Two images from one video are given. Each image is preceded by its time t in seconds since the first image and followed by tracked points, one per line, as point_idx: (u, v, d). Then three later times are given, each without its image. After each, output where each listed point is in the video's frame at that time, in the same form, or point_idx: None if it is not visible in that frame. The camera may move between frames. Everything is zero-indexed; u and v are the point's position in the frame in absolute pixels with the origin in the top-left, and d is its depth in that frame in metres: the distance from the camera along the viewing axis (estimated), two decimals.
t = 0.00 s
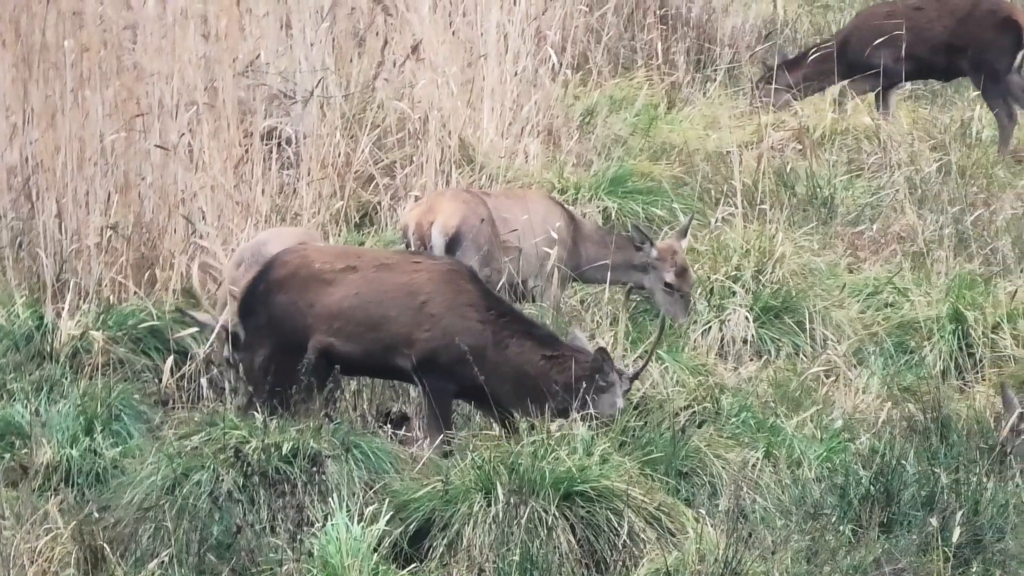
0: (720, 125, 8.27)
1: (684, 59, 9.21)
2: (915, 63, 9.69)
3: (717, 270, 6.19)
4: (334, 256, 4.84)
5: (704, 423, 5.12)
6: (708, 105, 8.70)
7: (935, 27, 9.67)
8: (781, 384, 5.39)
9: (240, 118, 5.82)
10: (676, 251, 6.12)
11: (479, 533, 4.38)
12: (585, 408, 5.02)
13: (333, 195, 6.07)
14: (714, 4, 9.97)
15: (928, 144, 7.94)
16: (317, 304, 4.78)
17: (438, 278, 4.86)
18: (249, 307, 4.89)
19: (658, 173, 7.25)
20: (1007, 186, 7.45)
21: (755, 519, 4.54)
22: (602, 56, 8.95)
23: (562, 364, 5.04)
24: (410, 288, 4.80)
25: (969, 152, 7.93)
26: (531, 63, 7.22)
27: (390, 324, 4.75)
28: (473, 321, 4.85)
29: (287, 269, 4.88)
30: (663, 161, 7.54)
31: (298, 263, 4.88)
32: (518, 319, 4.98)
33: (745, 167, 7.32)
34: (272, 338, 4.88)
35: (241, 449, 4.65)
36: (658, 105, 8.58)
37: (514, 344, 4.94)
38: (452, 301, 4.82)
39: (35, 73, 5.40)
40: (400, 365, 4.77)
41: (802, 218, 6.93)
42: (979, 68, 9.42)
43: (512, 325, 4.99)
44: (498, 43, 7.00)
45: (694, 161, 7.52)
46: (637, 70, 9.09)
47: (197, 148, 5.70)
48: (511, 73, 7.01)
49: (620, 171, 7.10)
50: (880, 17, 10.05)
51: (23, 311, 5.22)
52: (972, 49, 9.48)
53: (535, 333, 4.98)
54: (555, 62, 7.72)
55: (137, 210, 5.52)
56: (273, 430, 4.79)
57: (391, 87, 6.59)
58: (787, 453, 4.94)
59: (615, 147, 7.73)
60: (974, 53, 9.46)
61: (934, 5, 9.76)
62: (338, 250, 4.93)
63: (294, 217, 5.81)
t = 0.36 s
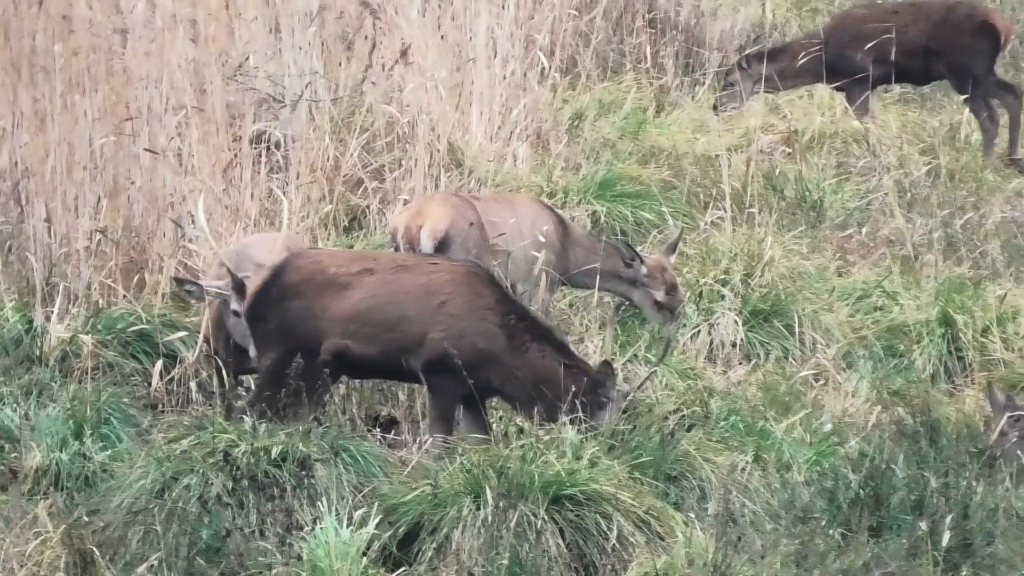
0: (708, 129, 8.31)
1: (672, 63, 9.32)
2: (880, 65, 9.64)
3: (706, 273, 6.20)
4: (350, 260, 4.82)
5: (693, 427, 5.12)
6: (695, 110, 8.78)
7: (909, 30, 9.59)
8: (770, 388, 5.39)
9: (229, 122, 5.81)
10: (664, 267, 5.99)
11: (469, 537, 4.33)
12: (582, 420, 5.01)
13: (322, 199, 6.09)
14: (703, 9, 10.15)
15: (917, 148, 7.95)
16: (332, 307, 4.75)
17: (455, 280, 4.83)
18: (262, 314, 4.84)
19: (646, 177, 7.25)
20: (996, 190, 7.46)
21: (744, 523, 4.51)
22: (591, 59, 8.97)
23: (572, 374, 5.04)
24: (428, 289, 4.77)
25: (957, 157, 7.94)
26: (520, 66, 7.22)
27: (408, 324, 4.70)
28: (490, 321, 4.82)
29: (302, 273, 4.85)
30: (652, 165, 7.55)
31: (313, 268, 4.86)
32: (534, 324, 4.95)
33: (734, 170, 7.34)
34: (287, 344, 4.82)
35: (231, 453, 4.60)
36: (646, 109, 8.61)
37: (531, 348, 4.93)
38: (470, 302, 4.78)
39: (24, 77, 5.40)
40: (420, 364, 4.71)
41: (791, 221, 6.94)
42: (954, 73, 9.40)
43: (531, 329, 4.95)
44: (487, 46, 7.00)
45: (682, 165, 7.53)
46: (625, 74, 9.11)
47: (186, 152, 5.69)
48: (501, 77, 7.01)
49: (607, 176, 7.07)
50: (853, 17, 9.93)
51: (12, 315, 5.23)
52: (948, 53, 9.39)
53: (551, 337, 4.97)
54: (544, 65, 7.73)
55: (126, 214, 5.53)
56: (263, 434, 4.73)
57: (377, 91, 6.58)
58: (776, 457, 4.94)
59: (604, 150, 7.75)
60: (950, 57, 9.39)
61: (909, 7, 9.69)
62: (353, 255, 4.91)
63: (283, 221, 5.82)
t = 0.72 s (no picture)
0: (703, 135, 8.33)
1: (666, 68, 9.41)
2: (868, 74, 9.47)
3: (701, 279, 6.21)
4: (363, 262, 4.77)
5: (687, 433, 5.11)
6: (690, 115, 8.82)
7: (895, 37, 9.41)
8: (764, 394, 5.38)
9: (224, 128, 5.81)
10: (657, 251, 6.20)
11: (463, 543, 4.31)
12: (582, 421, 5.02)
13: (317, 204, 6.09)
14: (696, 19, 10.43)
15: (912, 154, 7.96)
16: (347, 309, 4.70)
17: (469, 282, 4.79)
18: (275, 317, 4.79)
19: (641, 183, 7.27)
20: (992, 195, 7.45)
21: (739, 529, 4.48)
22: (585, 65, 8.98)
23: (584, 374, 5.02)
24: (443, 291, 4.71)
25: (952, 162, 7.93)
26: (514, 72, 7.23)
27: (424, 326, 4.66)
28: (504, 324, 4.78)
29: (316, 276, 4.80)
30: (646, 171, 7.56)
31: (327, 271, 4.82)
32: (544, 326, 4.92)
33: (728, 176, 7.35)
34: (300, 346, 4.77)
35: (225, 458, 4.60)
36: (641, 114, 8.62)
37: (543, 349, 4.92)
38: (485, 304, 4.74)
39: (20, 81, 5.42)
40: (435, 366, 4.66)
41: (786, 226, 6.94)
42: (939, 80, 9.30)
43: (541, 331, 4.94)
44: (482, 52, 7.01)
45: (677, 170, 7.54)
46: (620, 80, 9.13)
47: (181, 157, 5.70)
48: (495, 83, 7.02)
49: (601, 182, 7.13)
50: (837, 25, 9.67)
51: (8, 320, 5.24)
52: (933, 61, 9.31)
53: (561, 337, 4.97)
54: (539, 70, 7.74)
55: (120, 220, 5.57)
56: (258, 440, 4.72)
57: (372, 96, 6.60)
58: (770, 463, 4.93)
59: (598, 156, 7.76)
60: (935, 65, 9.32)
61: (892, 13, 9.53)
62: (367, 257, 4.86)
63: (278, 226, 5.82)
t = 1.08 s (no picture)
0: (704, 140, 8.34)
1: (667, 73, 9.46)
2: (869, 81, 9.34)
3: (702, 284, 6.20)
4: (371, 265, 4.75)
5: (689, 438, 5.10)
6: (692, 119, 8.81)
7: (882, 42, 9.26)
8: (766, 399, 5.38)
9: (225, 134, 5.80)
10: (653, 233, 6.24)
11: (464, 548, 4.29)
12: (586, 421, 5.04)
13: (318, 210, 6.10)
14: (696, 21, 10.56)
15: (913, 160, 7.95)
16: (358, 313, 4.68)
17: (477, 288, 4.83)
18: (282, 320, 4.74)
19: (642, 188, 7.28)
20: (994, 200, 7.44)
21: (740, 534, 4.47)
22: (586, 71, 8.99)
23: (590, 379, 5.05)
24: (452, 296, 4.76)
25: (953, 167, 7.93)
26: (515, 77, 7.23)
27: (433, 331, 4.69)
28: (512, 329, 4.83)
29: (323, 277, 4.76)
30: (648, 176, 7.56)
31: (334, 272, 4.79)
32: (550, 331, 4.96)
33: (729, 181, 7.35)
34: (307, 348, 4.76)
35: (226, 464, 4.60)
36: (642, 120, 8.63)
37: (550, 354, 4.94)
38: (493, 310, 4.79)
39: (21, 87, 5.40)
40: (444, 370, 4.71)
41: (787, 231, 6.92)
42: (926, 86, 9.16)
43: (548, 336, 4.96)
44: (482, 58, 7.01)
45: (678, 175, 7.54)
46: (621, 86, 9.14)
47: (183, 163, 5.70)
48: (496, 88, 7.02)
49: (601, 187, 7.17)
50: (826, 34, 9.50)
51: (9, 326, 5.25)
52: (919, 67, 9.17)
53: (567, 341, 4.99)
54: (540, 76, 7.74)
55: (122, 226, 5.57)
56: (259, 445, 4.72)
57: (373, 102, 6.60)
58: (772, 469, 4.92)
59: (599, 161, 7.76)
60: (920, 69, 9.19)
61: (877, 18, 9.35)
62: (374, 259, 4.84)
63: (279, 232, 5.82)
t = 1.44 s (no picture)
0: (708, 145, 8.33)
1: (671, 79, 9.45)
2: (873, 87, 9.40)
3: (707, 290, 6.20)
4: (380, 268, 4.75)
5: (693, 444, 5.09)
6: (696, 125, 8.81)
7: (885, 47, 9.35)
8: (770, 405, 5.37)
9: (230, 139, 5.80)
10: (669, 257, 6.20)
11: (468, 554, 4.28)
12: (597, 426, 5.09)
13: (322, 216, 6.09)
14: (701, 27, 10.57)
15: (918, 165, 7.95)
16: (367, 317, 4.69)
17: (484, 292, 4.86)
18: (290, 324, 4.73)
19: (646, 194, 7.29)
20: (999, 206, 7.43)
21: (745, 540, 4.46)
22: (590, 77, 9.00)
23: (595, 380, 5.06)
24: (460, 302, 4.79)
25: (957, 173, 7.92)
26: (519, 83, 7.23)
27: (442, 337, 4.73)
28: (519, 334, 4.86)
29: (331, 281, 4.75)
30: (652, 182, 7.55)
31: (341, 276, 4.77)
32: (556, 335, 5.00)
33: (733, 187, 7.35)
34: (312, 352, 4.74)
35: (231, 470, 4.60)
36: (646, 126, 8.63)
37: (558, 358, 4.99)
38: (501, 315, 4.83)
39: (25, 92, 5.41)
40: (452, 375, 4.74)
41: (791, 237, 6.92)
42: (927, 92, 9.22)
43: (554, 340, 5.00)
44: (486, 64, 7.01)
45: (682, 181, 7.54)
46: (626, 91, 9.14)
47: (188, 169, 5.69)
48: (500, 94, 7.03)
49: (606, 193, 7.14)
50: (827, 40, 9.57)
51: (13, 333, 5.25)
52: (920, 72, 9.25)
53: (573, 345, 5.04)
54: (544, 82, 7.75)
55: (126, 233, 5.54)
56: (263, 451, 4.73)
57: (377, 108, 6.61)
58: (776, 475, 4.91)
59: (604, 167, 7.75)
60: (920, 74, 9.26)
61: (879, 24, 9.48)
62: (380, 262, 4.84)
63: (283, 238, 5.82)
